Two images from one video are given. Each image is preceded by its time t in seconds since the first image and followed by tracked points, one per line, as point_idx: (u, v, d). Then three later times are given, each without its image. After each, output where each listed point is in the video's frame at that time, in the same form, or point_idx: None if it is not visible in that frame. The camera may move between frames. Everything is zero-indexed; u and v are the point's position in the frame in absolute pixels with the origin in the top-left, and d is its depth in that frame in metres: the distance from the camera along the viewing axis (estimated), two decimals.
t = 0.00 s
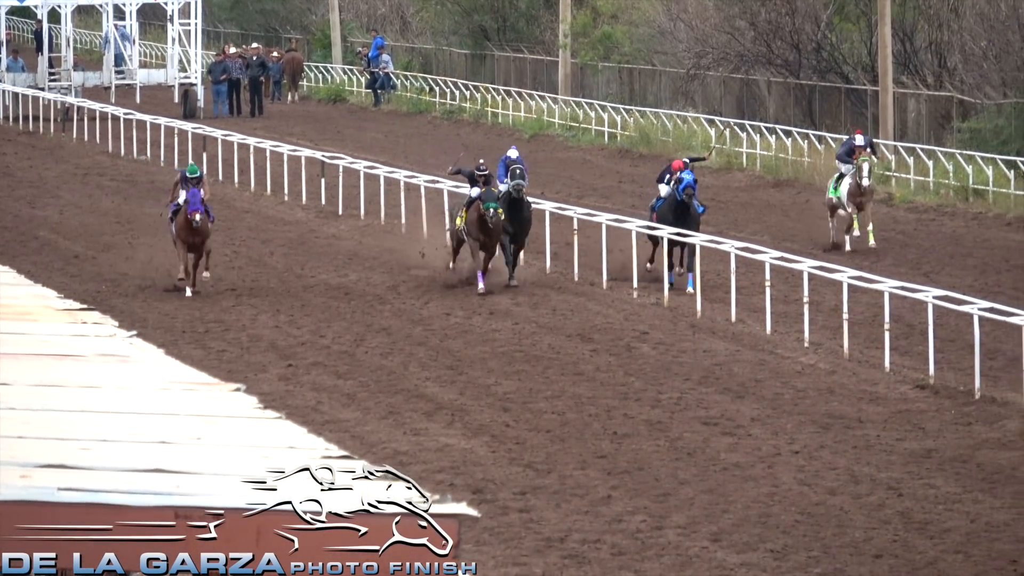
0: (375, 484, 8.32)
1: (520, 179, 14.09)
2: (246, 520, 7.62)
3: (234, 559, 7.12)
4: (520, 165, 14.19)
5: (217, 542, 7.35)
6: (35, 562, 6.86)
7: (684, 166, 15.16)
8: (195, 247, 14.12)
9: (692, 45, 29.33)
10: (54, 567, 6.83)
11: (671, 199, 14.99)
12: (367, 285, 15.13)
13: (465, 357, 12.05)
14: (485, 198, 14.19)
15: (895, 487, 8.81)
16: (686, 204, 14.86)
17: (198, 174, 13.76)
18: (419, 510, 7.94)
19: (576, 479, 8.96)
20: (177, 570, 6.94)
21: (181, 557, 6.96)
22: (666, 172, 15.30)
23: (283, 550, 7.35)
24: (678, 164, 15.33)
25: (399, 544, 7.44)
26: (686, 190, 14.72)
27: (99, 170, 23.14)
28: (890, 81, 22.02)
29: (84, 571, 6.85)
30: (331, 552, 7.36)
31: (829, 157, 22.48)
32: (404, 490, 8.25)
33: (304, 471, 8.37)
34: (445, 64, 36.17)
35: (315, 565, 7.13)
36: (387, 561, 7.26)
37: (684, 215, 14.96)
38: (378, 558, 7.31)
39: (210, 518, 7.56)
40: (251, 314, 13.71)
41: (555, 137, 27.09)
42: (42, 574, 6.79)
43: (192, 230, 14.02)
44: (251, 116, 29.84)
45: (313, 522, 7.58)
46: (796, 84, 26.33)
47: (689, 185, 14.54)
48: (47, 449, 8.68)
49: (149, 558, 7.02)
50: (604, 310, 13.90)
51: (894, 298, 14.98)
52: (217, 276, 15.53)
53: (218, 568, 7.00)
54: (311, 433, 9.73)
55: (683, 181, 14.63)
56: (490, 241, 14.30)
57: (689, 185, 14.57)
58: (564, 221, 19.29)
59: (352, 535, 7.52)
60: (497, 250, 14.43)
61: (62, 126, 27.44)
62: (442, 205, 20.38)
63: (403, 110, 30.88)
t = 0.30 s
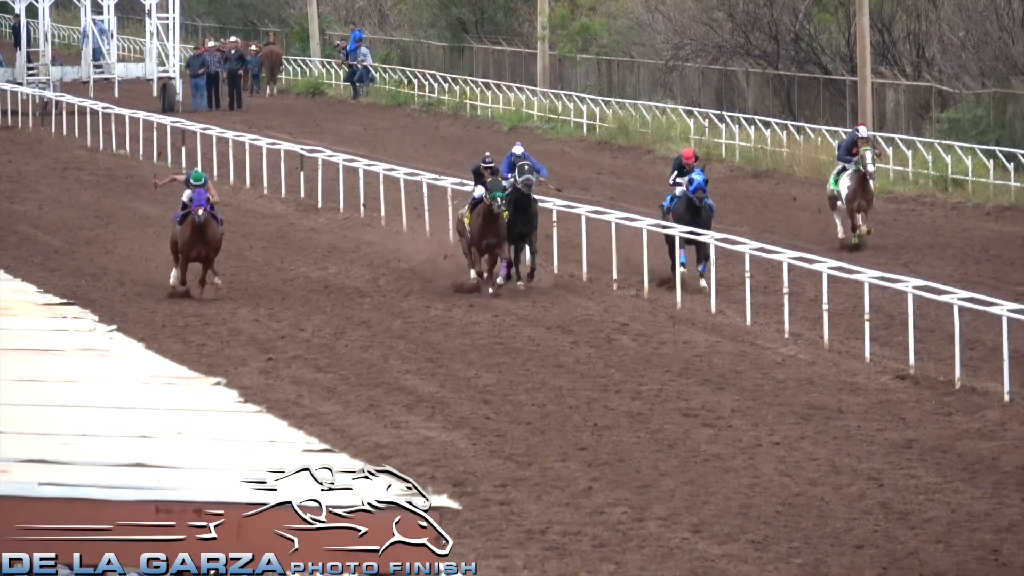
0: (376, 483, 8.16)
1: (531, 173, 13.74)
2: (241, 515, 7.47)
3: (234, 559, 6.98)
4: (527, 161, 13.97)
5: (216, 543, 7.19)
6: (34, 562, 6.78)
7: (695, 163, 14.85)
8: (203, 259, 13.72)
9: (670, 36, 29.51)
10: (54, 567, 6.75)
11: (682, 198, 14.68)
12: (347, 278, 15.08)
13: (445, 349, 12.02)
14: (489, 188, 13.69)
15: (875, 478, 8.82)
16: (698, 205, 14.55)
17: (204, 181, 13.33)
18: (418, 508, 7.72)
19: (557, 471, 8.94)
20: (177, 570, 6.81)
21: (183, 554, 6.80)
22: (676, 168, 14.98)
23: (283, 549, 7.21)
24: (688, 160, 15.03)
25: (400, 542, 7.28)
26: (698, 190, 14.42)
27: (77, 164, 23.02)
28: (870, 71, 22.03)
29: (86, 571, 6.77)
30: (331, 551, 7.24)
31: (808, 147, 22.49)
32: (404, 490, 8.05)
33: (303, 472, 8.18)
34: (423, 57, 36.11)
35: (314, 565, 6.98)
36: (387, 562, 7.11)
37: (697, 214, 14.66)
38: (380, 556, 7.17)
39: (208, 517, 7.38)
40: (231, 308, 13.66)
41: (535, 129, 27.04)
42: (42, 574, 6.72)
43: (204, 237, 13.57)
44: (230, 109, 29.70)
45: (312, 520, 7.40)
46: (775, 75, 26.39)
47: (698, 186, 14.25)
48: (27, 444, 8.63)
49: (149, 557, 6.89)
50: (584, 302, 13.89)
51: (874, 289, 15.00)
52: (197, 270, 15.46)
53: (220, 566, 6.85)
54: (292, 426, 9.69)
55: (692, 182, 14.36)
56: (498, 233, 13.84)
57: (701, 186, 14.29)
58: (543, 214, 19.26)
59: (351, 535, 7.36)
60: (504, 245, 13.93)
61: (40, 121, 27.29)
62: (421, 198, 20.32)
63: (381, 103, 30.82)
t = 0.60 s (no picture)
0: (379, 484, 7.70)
1: (542, 173, 13.38)
2: (243, 511, 6.84)
3: (234, 559, 6.67)
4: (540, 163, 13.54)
5: (215, 542, 6.72)
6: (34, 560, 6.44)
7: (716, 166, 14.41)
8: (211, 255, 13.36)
9: (646, 28, 29.55)
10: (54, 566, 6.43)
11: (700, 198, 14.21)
12: (323, 270, 15.03)
13: (421, 342, 11.99)
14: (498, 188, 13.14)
15: (852, 470, 8.83)
16: (716, 206, 14.05)
17: (214, 180, 12.93)
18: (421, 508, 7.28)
19: (533, 464, 8.92)
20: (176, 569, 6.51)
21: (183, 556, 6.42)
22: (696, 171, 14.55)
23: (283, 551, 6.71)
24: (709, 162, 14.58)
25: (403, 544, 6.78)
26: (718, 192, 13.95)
27: (52, 157, 22.88)
28: (845, 63, 22.05)
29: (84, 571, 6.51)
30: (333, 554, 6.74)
31: (784, 140, 22.50)
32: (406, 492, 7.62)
33: (304, 469, 7.67)
34: (399, 49, 36.02)
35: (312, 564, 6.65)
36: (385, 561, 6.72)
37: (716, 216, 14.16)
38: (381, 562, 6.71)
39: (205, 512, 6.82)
40: (207, 301, 13.59)
41: (510, 121, 27.00)
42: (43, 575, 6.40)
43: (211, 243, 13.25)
44: (205, 102, 29.56)
45: (314, 518, 6.77)
46: (751, 67, 26.42)
47: (718, 186, 13.78)
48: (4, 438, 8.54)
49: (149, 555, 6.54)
50: (560, 294, 13.88)
51: (849, 281, 15.04)
52: (173, 262, 15.39)
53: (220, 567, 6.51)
54: (268, 419, 9.66)
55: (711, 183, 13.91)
56: (511, 233, 13.28)
57: (720, 187, 13.82)
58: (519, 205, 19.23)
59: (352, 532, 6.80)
60: (519, 245, 13.37)
61: (15, 114, 27.13)
62: (397, 191, 20.26)
63: (357, 95, 30.73)
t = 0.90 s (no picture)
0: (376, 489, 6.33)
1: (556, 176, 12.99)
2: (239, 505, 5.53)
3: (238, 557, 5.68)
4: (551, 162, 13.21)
5: (213, 542, 5.49)
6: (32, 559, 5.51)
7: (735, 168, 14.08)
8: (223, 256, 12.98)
9: (627, 23, 29.56)
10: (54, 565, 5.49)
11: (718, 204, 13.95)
12: (302, 262, 14.99)
13: (399, 334, 11.97)
14: (509, 189, 12.84)
15: (829, 465, 8.84)
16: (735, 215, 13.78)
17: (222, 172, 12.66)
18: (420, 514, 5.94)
19: (510, 457, 8.91)
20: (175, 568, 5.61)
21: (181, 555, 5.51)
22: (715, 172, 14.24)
23: (283, 554, 5.46)
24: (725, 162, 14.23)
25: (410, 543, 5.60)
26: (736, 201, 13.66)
27: (31, 147, 22.76)
28: (825, 57, 22.04)
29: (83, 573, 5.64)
30: (334, 557, 5.47)
31: (763, 135, 22.51)
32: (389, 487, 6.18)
33: (306, 469, 6.15)
34: (379, 41, 35.94)
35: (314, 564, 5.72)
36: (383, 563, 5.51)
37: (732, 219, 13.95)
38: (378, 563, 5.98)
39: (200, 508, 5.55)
40: (185, 292, 13.55)
41: (490, 114, 26.96)
42: None
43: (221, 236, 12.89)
44: (185, 93, 29.42)
45: (314, 519, 5.48)
46: (731, 62, 26.45)
47: (736, 199, 13.47)
48: None
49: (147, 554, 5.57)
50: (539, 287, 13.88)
51: (827, 276, 15.08)
52: (152, 253, 15.33)
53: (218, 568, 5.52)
54: (246, 411, 9.64)
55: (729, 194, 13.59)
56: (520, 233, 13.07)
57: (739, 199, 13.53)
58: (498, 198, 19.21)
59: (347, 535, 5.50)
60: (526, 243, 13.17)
61: None
62: (375, 183, 20.22)
63: (336, 87, 30.66)
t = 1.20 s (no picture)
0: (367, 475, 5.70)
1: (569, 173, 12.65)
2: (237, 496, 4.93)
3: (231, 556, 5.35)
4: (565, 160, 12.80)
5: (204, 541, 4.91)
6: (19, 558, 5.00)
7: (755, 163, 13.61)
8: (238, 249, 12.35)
9: (609, 11, 29.58)
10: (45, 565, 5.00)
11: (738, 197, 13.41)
12: (283, 249, 14.93)
13: (380, 321, 11.93)
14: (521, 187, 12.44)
15: (810, 451, 8.84)
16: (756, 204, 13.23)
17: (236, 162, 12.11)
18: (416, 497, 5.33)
19: (491, 444, 8.89)
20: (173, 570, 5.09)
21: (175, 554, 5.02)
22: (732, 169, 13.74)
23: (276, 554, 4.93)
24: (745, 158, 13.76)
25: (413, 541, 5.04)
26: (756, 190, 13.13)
27: (11, 134, 22.62)
28: (806, 43, 22.01)
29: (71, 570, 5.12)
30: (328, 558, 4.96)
31: (744, 121, 22.44)
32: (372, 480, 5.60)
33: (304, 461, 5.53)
34: (359, 29, 35.84)
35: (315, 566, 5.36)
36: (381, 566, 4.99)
37: (754, 214, 13.41)
38: (378, 557, 5.86)
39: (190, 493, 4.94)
40: (165, 280, 13.46)
41: (471, 101, 26.89)
42: None
43: (233, 233, 12.27)
44: (166, 80, 29.26)
45: (315, 518, 4.92)
46: (712, 48, 26.42)
47: (757, 184, 12.95)
48: None
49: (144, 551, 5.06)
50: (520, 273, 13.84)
51: (808, 263, 15.08)
52: (133, 241, 15.25)
53: (218, 567, 5.14)
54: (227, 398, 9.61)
55: (750, 180, 13.07)
56: (535, 229, 12.57)
57: (760, 185, 13.00)
58: (478, 185, 19.17)
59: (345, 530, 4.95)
60: (542, 241, 12.68)
61: None
62: (356, 170, 20.16)
63: (317, 74, 30.57)
